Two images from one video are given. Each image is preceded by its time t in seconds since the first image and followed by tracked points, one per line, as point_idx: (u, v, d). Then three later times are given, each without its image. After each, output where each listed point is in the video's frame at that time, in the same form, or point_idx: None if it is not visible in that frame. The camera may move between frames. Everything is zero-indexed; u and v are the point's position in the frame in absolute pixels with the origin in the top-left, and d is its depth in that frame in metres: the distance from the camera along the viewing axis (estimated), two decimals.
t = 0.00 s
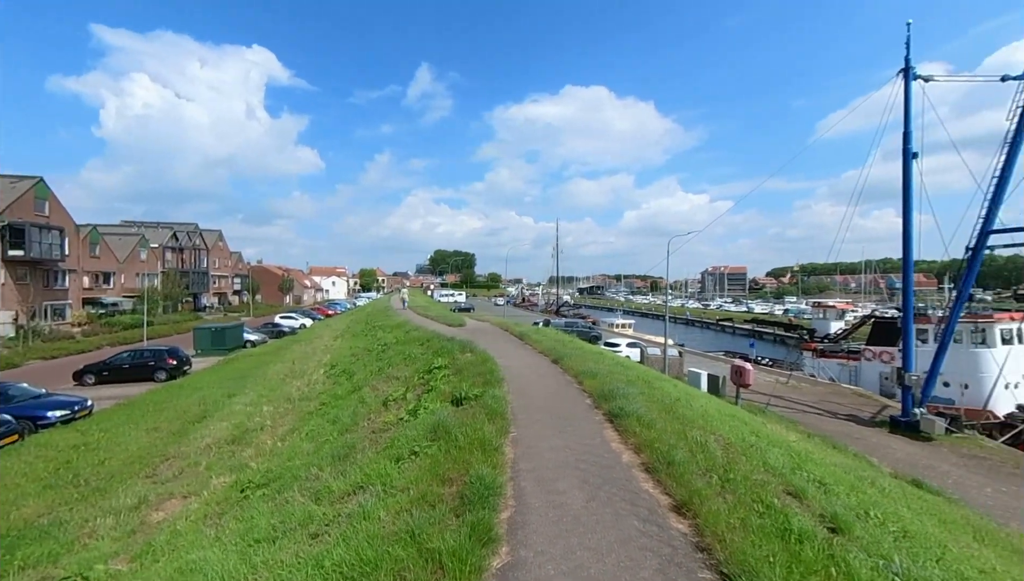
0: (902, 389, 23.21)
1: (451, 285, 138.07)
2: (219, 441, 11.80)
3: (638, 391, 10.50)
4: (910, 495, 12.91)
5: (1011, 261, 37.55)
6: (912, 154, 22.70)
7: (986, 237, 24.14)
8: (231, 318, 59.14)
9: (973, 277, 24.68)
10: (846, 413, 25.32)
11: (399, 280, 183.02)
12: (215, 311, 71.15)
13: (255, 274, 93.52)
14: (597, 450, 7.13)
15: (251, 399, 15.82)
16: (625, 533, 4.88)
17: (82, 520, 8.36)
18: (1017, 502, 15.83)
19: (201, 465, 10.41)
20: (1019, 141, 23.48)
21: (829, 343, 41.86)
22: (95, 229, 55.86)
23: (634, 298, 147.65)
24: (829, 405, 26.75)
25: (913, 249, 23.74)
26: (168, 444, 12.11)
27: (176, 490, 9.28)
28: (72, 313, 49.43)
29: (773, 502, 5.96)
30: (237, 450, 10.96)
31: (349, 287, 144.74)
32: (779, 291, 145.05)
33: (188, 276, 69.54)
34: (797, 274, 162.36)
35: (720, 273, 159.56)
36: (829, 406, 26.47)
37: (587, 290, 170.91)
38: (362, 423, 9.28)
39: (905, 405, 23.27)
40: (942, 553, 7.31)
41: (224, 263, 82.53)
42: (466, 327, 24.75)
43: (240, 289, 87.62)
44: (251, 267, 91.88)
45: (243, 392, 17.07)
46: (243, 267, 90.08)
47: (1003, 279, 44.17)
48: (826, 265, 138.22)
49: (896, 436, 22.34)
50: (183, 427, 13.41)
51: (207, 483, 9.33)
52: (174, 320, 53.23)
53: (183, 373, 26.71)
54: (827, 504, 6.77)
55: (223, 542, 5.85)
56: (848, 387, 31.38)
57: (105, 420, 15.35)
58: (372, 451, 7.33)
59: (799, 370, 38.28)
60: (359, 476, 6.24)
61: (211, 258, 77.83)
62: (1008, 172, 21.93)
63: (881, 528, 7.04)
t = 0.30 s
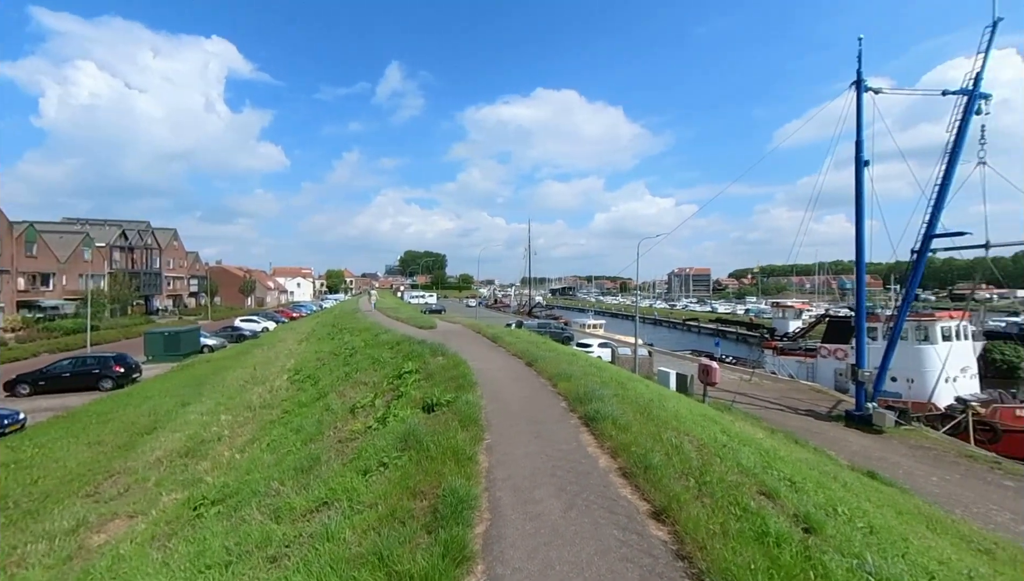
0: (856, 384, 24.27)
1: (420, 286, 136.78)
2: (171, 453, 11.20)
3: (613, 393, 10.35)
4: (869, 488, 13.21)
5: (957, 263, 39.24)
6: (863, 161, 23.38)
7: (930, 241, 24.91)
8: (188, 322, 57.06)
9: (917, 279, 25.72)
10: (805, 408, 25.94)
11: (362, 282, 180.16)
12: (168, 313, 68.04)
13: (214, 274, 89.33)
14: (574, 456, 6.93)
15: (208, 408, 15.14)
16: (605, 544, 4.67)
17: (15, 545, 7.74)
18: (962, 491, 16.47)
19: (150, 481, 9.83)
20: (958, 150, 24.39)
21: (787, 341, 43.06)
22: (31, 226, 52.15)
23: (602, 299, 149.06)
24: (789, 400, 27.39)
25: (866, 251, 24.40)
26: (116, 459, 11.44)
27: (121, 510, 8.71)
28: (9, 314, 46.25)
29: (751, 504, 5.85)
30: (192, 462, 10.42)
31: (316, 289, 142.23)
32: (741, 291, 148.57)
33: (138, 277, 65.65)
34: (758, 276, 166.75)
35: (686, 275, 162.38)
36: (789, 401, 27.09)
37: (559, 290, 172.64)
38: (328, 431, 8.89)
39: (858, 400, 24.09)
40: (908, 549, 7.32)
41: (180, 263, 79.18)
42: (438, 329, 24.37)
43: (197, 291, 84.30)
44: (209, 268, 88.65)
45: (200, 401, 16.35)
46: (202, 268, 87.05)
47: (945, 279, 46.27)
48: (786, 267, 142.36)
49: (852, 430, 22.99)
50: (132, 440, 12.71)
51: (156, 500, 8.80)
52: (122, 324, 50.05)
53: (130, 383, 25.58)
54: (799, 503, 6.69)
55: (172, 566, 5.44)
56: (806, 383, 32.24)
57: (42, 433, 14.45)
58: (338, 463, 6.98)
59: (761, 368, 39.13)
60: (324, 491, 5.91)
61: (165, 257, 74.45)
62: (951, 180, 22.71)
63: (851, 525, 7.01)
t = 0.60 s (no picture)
0: (826, 380, 24.50)
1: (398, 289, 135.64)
2: (132, 467, 10.70)
3: (595, 394, 10.21)
4: (843, 482, 13.35)
5: (919, 262, 40.37)
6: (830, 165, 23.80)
7: (894, 241, 25.41)
8: (154, 328, 55.38)
9: (882, 278, 26.24)
10: (779, 404, 26.23)
11: (339, 285, 177.91)
12: (132, 318, 65.77)
13: (181, 279, 87.00)
14: (558, 461, 6.74)
15: (174, 418, 14.59)
16: (592, 553, 4.50)
17: None
18: (928, 482, 16.80)
19: (109, 498, 9.36)
20: (919, 155, 24.93)
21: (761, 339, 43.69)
22: None
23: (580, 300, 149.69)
24: (763, 397, 27.66)
25: (834, 252, 24.77)
26: (73, 475, 10.91)
27: (75, 530, 8.25)
28: None
29: (737, 506, 5.73)
30: (156, 475, 9.98)
31: (290, 292, 139.84)
32: (715, 291, 150.68)
33: (97, 282, 62.13)
34: (732, 276, 169.35)
35: (662, 276, 163.94)
36: (763, 398, 27.36)
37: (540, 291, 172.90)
38: (301, 441, 8.57)
39: (829, 395, 24.41)
40: (890, 545, 7.30)
41: (145, 266, 76.66)
42: (416, 332, 24.00)
43: (163, 295, 81.20)
44: (176, 271, 86.11)
45: (165, 411, 15.76)
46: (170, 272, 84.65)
47: (907, 277, 47.65)
48: (760, 267, 145.00)
49: (824, 425, 23.33)
50: (90, 455, 12.14)
51: (115, 518, 8.38)
52: (79, 331, 48.40)
53: (87, 394, 24.66)
54: (783, 503, 6.59)
55: None
56: (780, 380, 32.65)
57: None
58: (310, 476, 6.70)
59: (736, 366, 39.52)
60: (295, 506, 5.64)
61: (129, 260, 71.93)
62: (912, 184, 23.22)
63: (834, 523, 6.96)
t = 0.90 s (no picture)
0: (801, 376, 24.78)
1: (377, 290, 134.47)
2: (94, 479, 10.29)
3: (578, 395, 10.09)
4: (819, 476, 13.46)
5: (886, 261, 41.36)
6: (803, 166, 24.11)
7: (864, 241, 25.85)
8: (121, 332, 53.87)
9: (853, 276, 26.68)
10: (756, 401, 26.48)
11: (317, 286, 175.63)
12: (97, 322, 63.73)
13: (149, 281, 84.59)
14: (541, 464, 6.60)
15: (139, 427, 14.10)
16: (577, 562, 4.35)
17: None
18: (900, 474, 17.05)
19: (68, 513, 8.97)
20: (886, 158, 25.44)
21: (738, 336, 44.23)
22: None
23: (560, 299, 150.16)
24: (741, 394, 27.87)
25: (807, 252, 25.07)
26: (30, 490, 10.45)
27: (28, 549, 7.86)
28: None
29: (723, 507, 5.65)
30: (119, 487, 9.61)
31: (265, 294, 137.61)
32: (693, 290, 152.40)
33: (56, 284, 59.50)
34: (709, 276, 171.54)
35: (641, 276, 165.16)
36: (741, 395, 27.58)
37: (522, 291, 173.02)
38: (274, 449, 8.31)
39: (804, 391, 24.66)
40: (870, 540, 7.31)
41: (109, 267, 74.32)
42: (395, 334, 23.70)
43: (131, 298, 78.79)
44: (144, 273, 83.96)
45: (130, 420, 15.24)
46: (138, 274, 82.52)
47: (877, 276, 48.75)
48: (736, 267, 147.12)
49: (800, 420, 23.58)
50: (48, 468, 11.65)
51: (73, 534, 8.02)
52: (41, 337, 46.80)
53: (46, 402, 23.74)
54: (767, 502, 6.53)
55: None
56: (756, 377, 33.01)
57: None
58: (281, 487, 6.46)
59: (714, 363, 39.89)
60: (265, 519, 5.41)
61: (94, 262, 69.68)
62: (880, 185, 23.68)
63: (816, 520, 6.93)
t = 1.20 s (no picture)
0: (784, 373, 24.91)
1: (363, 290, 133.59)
2: (60, 488, 9.99)
3: (566, 396, 9.99)
4: (803, 473, 13.48)
5: (866, 260, 41.88)
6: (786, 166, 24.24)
7: (846, 241, 26.06)
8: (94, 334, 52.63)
9: (835, 275, 26.88)
10: (741, 398, 26.58)
11: (302, 286, 173.96)
12: (70, 324, 62.23)
13: (124, 282, 82.95)
14: (528, 470, 6.48)
15: (110, 433, 13.75)
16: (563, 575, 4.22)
17: None
18: (881, 469, 17.17)
19: (32, 524, 8.70)
20: (866, 159, 25.67)
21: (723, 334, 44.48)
22: None
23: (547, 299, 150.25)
24: (727, 392, 27.96)
25: (791, 251, 25.21)
26: None
27: None
28: None
29: (713, 512, 5.56)
30: (87, 497, 9.35)
31: (247, 294, 135.83)
32: (678, 289, 153.31)
33: (24, 285, 57.64)
34: (694, 275, 172.87)
35: (627, 276, 165.81)
36: (727, 393, 27.68)
37: (510, 291, 172.86)
38: (250, 456, 8.13)
39: (788, 388, 24.78)
40: (860, 541, 7.29)
41: (82, 267, 72.68)
42: (380, 335, 23.41)
43: (104, 299, 77.07)
44: (119, 273, 82.23)
45: (100, 427, 14.83)
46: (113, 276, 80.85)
47: (856, 275, 49.35)
48: (721, 266, 148.41)
49: (785, 417, 23.72)
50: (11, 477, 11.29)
51: (34, 546, 7.76)
52: (5, 340, 45.43)
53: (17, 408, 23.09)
54: (758, 505, 6.46)
55: None
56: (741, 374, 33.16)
57: None
58: (254, 497, 6.29)
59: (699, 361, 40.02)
60: (235, 533, 5.26)
61: (65, 262, 67.89)
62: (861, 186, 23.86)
63: (808, 522, 6.88)
